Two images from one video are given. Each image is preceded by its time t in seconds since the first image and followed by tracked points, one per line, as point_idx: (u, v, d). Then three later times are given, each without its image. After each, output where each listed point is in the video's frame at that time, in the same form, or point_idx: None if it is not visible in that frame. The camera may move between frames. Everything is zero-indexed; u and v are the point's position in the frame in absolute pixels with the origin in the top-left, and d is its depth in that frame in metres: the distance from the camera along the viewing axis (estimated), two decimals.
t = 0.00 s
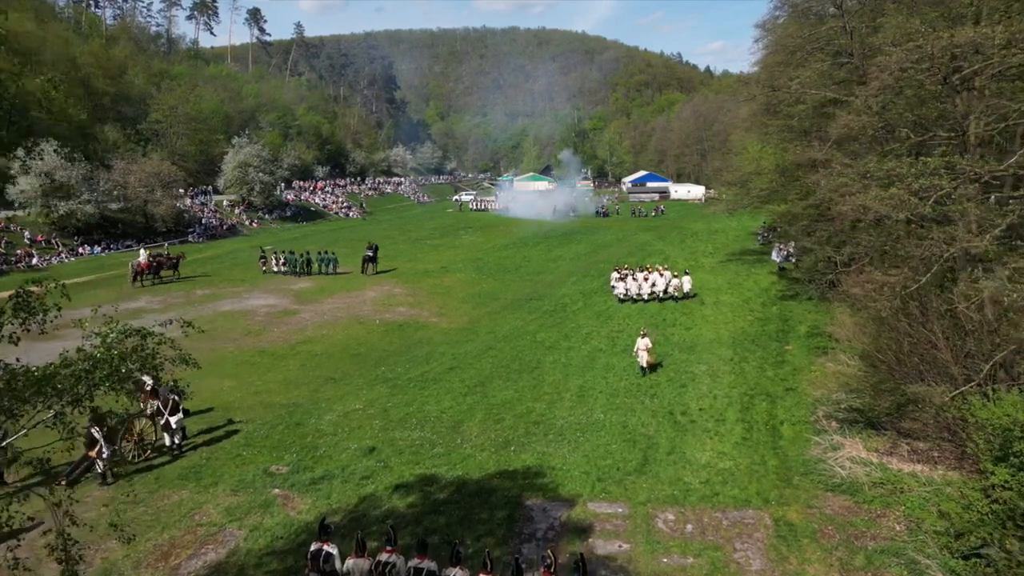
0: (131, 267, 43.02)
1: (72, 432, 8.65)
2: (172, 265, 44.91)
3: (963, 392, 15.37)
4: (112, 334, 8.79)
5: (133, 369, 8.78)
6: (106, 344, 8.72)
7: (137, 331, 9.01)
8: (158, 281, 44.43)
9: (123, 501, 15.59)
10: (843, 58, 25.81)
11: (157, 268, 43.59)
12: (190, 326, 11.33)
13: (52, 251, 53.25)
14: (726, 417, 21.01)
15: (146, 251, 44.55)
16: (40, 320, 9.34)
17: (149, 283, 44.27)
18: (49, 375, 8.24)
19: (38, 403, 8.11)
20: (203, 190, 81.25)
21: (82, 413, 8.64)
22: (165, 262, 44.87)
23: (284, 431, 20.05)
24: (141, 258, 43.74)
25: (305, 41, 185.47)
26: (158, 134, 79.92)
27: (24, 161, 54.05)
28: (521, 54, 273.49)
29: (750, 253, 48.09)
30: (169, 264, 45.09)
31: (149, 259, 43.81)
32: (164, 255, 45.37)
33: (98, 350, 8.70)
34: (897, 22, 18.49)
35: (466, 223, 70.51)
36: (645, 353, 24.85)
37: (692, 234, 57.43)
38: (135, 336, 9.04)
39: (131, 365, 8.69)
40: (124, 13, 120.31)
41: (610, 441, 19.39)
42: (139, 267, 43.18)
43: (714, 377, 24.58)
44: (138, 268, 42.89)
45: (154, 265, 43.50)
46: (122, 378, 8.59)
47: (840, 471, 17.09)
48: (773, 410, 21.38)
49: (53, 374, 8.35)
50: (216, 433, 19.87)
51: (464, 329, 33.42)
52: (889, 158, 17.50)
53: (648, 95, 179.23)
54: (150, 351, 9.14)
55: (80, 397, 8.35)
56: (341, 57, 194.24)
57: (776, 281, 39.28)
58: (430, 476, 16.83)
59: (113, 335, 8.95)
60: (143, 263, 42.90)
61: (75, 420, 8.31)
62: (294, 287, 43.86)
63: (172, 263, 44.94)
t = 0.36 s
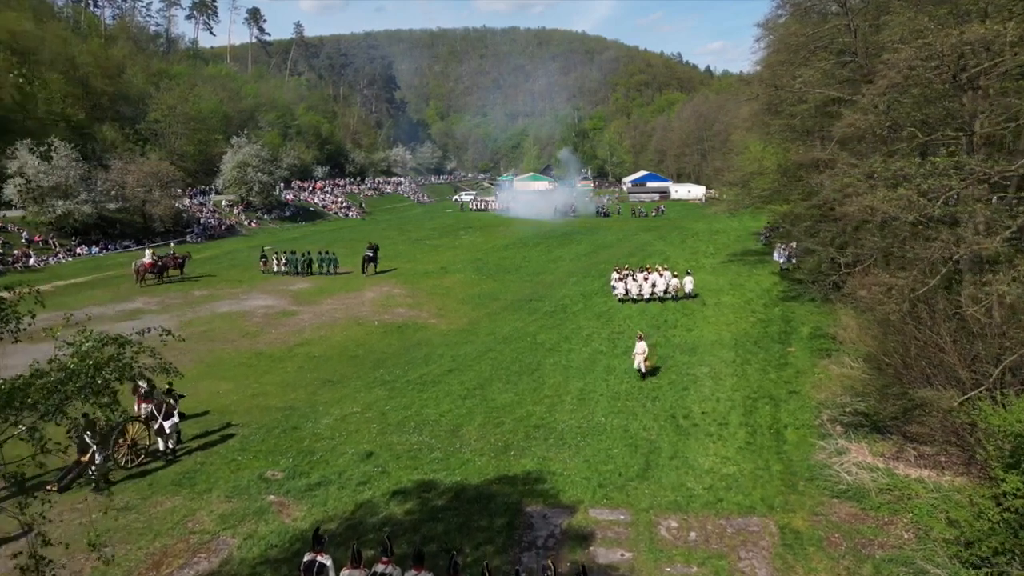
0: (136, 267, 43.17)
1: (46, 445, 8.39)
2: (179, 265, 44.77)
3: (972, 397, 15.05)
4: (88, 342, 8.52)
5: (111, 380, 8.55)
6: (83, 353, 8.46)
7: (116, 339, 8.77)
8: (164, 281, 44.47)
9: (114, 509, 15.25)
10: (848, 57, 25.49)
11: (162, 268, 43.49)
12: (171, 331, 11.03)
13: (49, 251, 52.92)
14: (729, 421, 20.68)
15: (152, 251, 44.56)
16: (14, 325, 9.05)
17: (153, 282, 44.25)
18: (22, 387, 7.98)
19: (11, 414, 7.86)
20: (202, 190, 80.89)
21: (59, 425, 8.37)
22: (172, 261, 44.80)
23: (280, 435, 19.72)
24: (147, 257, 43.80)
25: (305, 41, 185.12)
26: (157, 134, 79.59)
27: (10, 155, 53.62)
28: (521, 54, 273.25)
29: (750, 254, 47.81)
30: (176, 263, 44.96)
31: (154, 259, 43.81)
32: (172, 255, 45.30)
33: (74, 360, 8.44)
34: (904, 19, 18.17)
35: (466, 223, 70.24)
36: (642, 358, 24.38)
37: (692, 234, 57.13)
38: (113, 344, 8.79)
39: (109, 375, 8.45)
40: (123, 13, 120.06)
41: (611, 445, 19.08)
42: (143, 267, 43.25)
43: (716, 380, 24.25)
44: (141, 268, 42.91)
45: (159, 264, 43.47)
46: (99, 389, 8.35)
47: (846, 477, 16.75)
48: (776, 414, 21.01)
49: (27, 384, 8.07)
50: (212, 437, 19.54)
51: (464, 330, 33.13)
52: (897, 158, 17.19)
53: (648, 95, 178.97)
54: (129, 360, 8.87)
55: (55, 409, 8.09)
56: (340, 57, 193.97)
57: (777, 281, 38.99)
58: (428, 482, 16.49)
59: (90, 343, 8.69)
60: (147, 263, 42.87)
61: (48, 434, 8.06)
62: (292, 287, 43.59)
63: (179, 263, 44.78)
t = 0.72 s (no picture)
0: (141, 266, 43.55)
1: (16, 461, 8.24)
2: (184, 265, 44.78)
3: (981, 402, 14.75)
4: (61, 355, 8.39)
5: (85, 394, 8.42)
6: (54, 366, 8.33)
7: (89, 351, 8.64)
8: (170, 280, 44.62)
9: (105, 516, 14.91)
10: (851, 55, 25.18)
11: (166, 268, 43.62)
12: (146, 344, 10.99)
13: (47, 251, 52.68)
14: (732, 424, 20.36)
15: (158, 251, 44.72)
16: None
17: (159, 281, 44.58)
18: None
19: None
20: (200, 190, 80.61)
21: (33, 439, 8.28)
22: (178, 262, 44.85)
23: (277, 440, 19.42)
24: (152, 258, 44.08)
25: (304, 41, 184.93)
26: (156, 134, 79.37)
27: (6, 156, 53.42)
28: (521, 54, 272.91)
29: (752, 254, 47.53)
30: (182, 263, 44.97)
31: (159, 259, 44.00)
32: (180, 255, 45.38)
33: (46, 373, 8.30)
34: (911, 16, 17.84)
35: (465, 223, 69.98)
36: (636, 365, 23.90)
37: (694, 235, 56.64)
38: (87, 356, 8.67)
39: (82, 389, 8.32)
40: (123, 13, 119.80)
41: (612, 450, 18.77)
42: (148, 266, 43.52)
43: (718, 382, 23.95)
44: (146, 267, 43.20)
45: (163, 264, 43.63)
46: (71, 403, 8.21)
47: (852, 483, 16.43)
48: (780, 418, 20.69)
49: None
50: (207, 441, 19.25)
51: (463, 331, 32.83)
52: (906, 158, 16.90)
53: (649, 95, 178.66)
54: (104, 373, 8.76)
55: (25, 424, 7.96)
56: (340, 57, 193.75)
57: (779, 282, 38.72)
58: (426, 489, 16.20)
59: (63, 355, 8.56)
60: (151, 263, 43.08)
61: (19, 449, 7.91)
62: (291, 288, 43.35)
63: (184, 263, 44.73)
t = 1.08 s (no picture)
0: (147, 266, 43.55)
1: None
2: (191, 265, 44.75)
3: (991, 407, 14.46)
4: (33, 368, 8.16)
5: (57, 408, 8.20)
6: (26, 379, 8.11)
7: (61, 364, 8.40)
8: (177, 280, 44.63)
9: (97, 524, 14.60)
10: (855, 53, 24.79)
11: (171, 270, 43.60)
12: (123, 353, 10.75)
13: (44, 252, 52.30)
14: (736, 428, 20.05)
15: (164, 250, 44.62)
16: None
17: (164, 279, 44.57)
18: None
19: None
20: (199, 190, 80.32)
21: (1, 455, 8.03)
22: (184, 262, 44.79)
23: (273, 444, 19.10)
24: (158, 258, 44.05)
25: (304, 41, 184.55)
26: (155, 134, 79.05)
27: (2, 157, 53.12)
28: (521, 54, 272.47)
29: (753, 254, 47.20)
30: (188, 263, 44.94)
31: (165, 259, 43.91)
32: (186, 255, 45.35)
33: (16, 386, 8.07)
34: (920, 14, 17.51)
35: (465, 223, 69.68)
36: (628, 368, 23.20)
37: (695, 235, 56.26)
38: (60, 369, 8.43)
39: (54, 402, 8.11)
40: (122, 12, 119.43)
41: (614, 455, 18.45)
42: (154, 267, 43.51)
43: (721, 385, 23.63)
44: (152, 267, 43.18)
45: (169, 265, 43.59)
46: (42, 418, 7.99)
47: (859, 489, 16.12)
48: (784, 422, 20.37)
49: None
50: (202, 446, 18.93)
51: (463, 333, 32.52)
52: (914, 158, 16.62)
53: (649, 95, 178.31)
54: (77, 387, 8.54)
55: None
56: (340, 57, 193.42)
57: (781, 283, 38.42)
58: (424, 495, 15.88)
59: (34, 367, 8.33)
60: (157, 264, 43.02)
61: None
62: (289, 288, 43.07)
63: (190, 263, 44.66)
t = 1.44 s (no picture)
0: (153, 266, 43.27)
1: None
2: (198, 266, 44.64)
3: (1001, 413, 14.16)
4: None
5: (23, 424, 7.87)
6: None
7: (29, 378, 8.08)
8: (183, 280, 44.47)
9: (88, 531, 14.30)
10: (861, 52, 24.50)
11: (178, 270, 43.40)
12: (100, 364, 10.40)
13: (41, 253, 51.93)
14: (739, 432, 19.74)
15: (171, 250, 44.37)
16: None
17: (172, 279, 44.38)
18: None
19: None
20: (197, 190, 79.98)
21: None
22: (191, 262, 44.59)
23: (269, 448, 18.81)
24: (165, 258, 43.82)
25: (303, 41, 184.23)
26: (154, 134, 78.70)
27: None
28: (520, 54, 272.08)
29: (755, 254, 46.89)
30: (195, 263, 44.81)
31: (172, 259, 43.68)
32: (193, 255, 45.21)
33: None
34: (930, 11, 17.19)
35: (465, 224, 69.38)
36: (621, 374, 22.66)
37: (696, 235, 55.93)
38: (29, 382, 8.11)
39: (19, 418, 7.77)
40: (120, 12, 119.02)
41: (615, 459, 18.15)
42: (160, 267, 43.28)
43: (723, 388, 23.35)
44: (159, 268, 43.05)
45: (176, 265, 43.39)
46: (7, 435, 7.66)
47: (866, 495, 15.79)
48: (787, 425, 20.06)
49: None
50: (196, 451, 18.65)
51: (462, 334, 32.24)
52: (922, 157, 16.33)
53: (649, 95, 177.91)
54: (49, 401, 8.21)
55: None
56: (339, 57, 193.11)
57: (783, 283, 38.14)
58: (422, 501, 15.59)
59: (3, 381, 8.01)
60: (163, 264, 42.84)
61: None
62: (288, 289, 42.78)
63: (197, 264, 44.45)
